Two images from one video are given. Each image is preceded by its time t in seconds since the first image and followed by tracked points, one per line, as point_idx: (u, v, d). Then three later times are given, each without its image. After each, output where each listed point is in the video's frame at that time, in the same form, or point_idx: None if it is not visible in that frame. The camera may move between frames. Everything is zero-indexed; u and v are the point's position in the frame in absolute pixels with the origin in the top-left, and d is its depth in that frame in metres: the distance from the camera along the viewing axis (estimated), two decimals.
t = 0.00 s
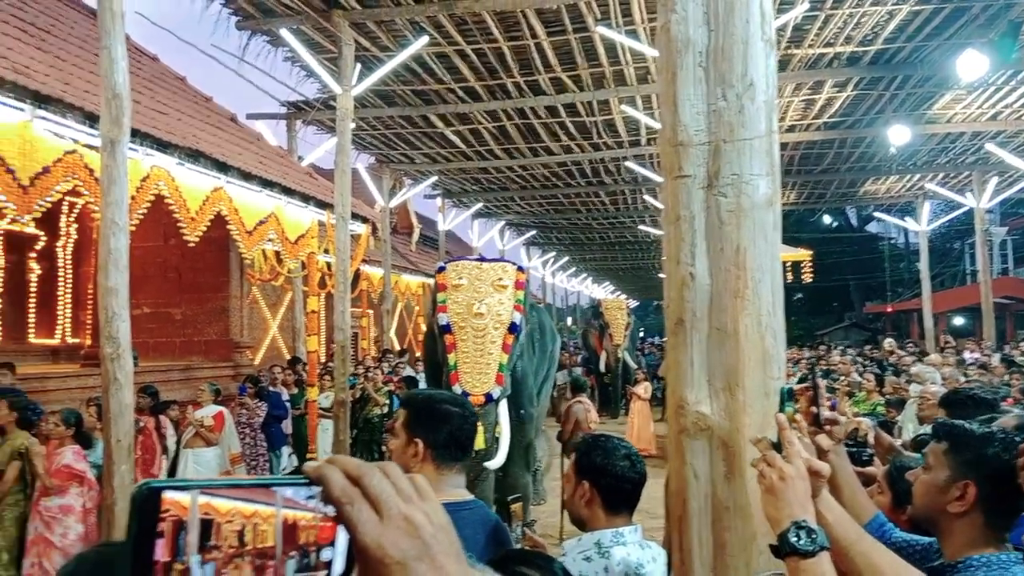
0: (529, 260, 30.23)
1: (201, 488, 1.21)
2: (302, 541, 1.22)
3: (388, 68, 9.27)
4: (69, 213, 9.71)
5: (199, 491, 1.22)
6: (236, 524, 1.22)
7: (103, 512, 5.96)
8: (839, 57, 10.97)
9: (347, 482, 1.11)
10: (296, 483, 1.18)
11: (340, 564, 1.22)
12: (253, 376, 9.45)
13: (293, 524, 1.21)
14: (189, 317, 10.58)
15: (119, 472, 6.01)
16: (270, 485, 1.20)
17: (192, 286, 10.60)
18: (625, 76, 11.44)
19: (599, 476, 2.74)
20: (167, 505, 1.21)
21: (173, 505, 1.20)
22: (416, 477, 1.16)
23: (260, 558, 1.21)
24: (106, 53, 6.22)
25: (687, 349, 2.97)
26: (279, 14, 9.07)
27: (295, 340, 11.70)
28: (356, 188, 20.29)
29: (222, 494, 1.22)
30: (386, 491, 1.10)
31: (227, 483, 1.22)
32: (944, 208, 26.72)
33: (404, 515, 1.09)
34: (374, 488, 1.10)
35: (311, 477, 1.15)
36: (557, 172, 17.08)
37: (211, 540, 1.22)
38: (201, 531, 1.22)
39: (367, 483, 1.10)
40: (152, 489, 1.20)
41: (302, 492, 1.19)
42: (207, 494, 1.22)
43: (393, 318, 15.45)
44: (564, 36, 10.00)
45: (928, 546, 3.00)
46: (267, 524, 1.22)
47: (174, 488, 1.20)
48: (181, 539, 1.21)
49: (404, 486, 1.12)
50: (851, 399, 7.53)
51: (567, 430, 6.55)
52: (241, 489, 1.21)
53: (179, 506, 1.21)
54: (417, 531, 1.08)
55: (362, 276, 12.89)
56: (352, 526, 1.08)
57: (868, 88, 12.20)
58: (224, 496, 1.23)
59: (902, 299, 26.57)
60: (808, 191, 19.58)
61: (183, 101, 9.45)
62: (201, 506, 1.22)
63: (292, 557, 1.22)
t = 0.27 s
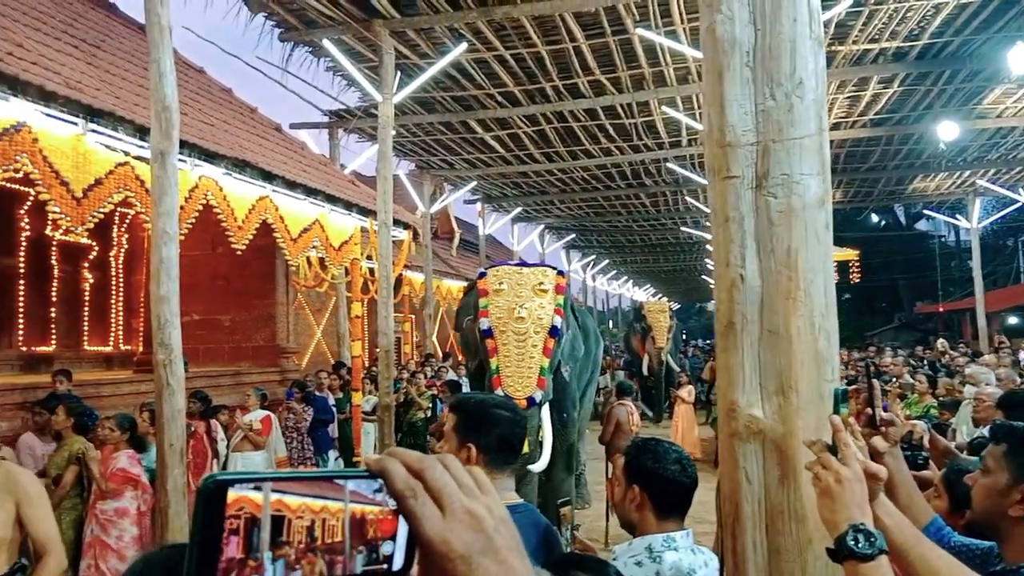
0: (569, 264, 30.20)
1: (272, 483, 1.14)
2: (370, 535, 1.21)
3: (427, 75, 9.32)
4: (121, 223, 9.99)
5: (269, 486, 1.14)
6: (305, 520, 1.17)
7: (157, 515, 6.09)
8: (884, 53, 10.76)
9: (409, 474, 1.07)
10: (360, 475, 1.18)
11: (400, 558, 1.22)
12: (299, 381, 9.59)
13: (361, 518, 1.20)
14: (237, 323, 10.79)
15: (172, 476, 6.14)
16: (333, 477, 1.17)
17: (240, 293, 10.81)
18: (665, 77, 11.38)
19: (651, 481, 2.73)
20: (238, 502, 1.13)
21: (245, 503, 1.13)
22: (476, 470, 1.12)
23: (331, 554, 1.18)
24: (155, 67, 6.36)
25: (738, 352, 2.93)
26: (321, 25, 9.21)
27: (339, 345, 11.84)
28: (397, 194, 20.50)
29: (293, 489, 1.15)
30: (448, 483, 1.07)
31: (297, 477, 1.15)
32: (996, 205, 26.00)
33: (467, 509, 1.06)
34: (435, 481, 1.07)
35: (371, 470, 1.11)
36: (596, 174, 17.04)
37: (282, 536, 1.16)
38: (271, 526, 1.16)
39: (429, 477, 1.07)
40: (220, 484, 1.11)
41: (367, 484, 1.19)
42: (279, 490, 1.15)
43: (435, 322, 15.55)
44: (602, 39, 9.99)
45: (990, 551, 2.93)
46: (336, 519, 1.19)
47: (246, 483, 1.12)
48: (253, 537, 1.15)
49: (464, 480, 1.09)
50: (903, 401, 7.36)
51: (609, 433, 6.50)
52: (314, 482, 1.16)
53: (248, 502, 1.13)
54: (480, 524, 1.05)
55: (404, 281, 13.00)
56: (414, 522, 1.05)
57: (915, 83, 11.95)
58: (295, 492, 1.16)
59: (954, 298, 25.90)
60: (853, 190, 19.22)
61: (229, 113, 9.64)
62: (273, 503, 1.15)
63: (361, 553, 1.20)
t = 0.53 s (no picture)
0: (596, 264, 30.11)
1: (305, 496, 1.15)
2: (401, 543, 1.23)
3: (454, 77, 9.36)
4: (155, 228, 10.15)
5: (302, 498, 1.16)
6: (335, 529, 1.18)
7: (192, 517, 6.16)
8: (917, 46, 10.59)
9: (435, 478, 1.03)
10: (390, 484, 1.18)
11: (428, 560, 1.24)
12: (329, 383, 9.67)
13: (393, 526, 1.22)
14: (268, 325, 10.90)
15: (206, 477, 6.22)
16: (359, 485, 1.17)
17: (271, 296, 10.92)
18: (693, 75, 11.30)
19: (683, 483, 2.71)
20: (271, 515, 1.16)
21: (278, 515, 1.16)
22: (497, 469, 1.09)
23: (364, 563, 1.21)
24: (188, 73, 6.45)
25: (772, 352, 2.91)
26: (350, 29, 9.28)
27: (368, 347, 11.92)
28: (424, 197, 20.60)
29: (325, 501, 1.17)
30: (474, 484, 1.03)
31: (328, 490, 1.16)
32: None
33: (495, 511, 1.03)
34: (462, 483, 1.03)
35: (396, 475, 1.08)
36: (624, 174, 16.97)
37: (315, 547, 1.18)
38: (306, 538, 1.17)
39: (455, 479, 1.03)
40: (245, 498, 1.14)
41: (399, 493, 1.19)
42: (312, 500, 1.16)
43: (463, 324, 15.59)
44: (629, 37, 9.95)
45: None
46: (368, 528, 1.20)
47: (272, 496, 1.14)
48: (288, 548, 1.17)
49: (491, 480, 1.05)
50: (939, 401, 7.23)
51: (636, 434, 6.45)
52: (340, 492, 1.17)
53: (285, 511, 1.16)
54: (509, 527, 1.02)
55: (432, 283, 13.05)
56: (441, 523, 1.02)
57: (949, 77, 11.74)
58: (327, 504, 1.17)
59: (990, 296, 25.40)
60: (886, 186, 18.93)
61: (259, 118, 9.76)
62: (306, 515, 1.17)
63: (393, 561, 1.22)
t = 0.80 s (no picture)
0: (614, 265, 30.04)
1: (344, 490, 1.08)
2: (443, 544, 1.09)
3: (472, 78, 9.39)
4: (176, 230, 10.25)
5: (340, 494, 1.09)
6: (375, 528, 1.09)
7: (214, 516, 6.23)
8: (938, 44, 10.49)
9: (464, 477, 1.03)
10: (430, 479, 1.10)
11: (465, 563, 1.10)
12: (348, 384, 9.72)
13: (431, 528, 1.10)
14: (288, 326, 10.98)
15: (227, 477, 6.28)
16: (396, 482, 1.09)
17: (290, 297, 10.99)
18: (712, 74, 11.26)
19: (703, 483, 2.71)
20: (310, 510, 1.08)
21: (317, 511, 1.08)
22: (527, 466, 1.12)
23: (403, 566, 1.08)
24: (209, 77, 6.51)
25: (794, 354, 2.92)
26: (368, 31, 9.33)
27: (386, 348, 11.97)
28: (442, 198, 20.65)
29: (363, 496, 1.09)
30: (504, 484, 1.05)
31: (368, 484, 1.10)
32: None
33: (525, 510, 1.05)
34: (492, 482, 1.04)
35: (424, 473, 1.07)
36: (642, 174, 16.93)
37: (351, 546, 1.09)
38: (342, 537, 1.09)
39: (484, 478, 1.04)
40: (277, 496, 1.06)
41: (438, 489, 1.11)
42: (350, 496, 1.09)
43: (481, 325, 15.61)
44: (647, 37, 9.93)
45: None
46: (403, 528, 1.09)
47: (307, 492, 1.07)
48: (325, 545, 1.09)
49: (519, 479, 1.07)
50: (961, 403, 7.16)
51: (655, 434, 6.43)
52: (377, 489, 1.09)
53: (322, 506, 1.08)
54: (540, 525, 1.05)
55: (450, 284, 13.08)
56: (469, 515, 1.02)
57: (971, 75, 11.62)
58: (365, 501, 1.10)
59: (1014, 296, 25.08)
60: (907, 185, 18.75)
61: (279, 120, 9.83)
62: (343, 511, 1.09)
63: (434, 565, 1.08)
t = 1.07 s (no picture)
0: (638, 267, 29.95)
1: (383, 494, 1.08)
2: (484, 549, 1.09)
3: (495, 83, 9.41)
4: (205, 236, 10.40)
5: (380, 498, 1.09)
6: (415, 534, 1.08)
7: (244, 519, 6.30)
8: (967, 42, 10.36)
9: (501, 480, 1.04)
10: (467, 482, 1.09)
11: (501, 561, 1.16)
12: (375, 388, 9.79)
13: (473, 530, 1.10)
14: (315, 331, 11.07)
15: (257, 481, 6.35)
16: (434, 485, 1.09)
17: (317, 302, 11.09)
18: (736, 75, 11.22)
19: (732, 487, 2.69)
20: (351, 515, 1.09)
21: (358, 515, 1.08)
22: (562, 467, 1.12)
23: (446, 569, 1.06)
24: (237, 86, 6.61)
25: (825, 357, 2.87)
26: (392, 38, 9.40)
27: (412, 352, 12.04)
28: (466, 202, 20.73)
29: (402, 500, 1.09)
30: (541, 489, 1.06)
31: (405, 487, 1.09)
32: None
33: (562, 514, 1.06)
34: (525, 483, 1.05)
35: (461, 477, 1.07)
36: (666, 176, 16.87)
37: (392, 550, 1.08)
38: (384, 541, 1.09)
39: (521, 482, 1.04)
40: (320, 500, 1.08)
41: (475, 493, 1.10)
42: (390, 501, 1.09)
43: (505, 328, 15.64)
44: (670, 39, 9.91)
45: None
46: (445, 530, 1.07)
47: (348, 497, 1.08)
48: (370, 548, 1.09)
49: (557, 484, 1.08)
50: (995, 405, 7.05)
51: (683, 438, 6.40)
52: (419, 495, 1.09)
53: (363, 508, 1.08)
54: (576, 529, 1.05)
55: (474, 287, 13.13)
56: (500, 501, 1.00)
57: (1001, 72, 11.46)
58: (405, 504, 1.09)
59: None
60: (936, 184, 18.50)
61: (305, 127, 9.94)
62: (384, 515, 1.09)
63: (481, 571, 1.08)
